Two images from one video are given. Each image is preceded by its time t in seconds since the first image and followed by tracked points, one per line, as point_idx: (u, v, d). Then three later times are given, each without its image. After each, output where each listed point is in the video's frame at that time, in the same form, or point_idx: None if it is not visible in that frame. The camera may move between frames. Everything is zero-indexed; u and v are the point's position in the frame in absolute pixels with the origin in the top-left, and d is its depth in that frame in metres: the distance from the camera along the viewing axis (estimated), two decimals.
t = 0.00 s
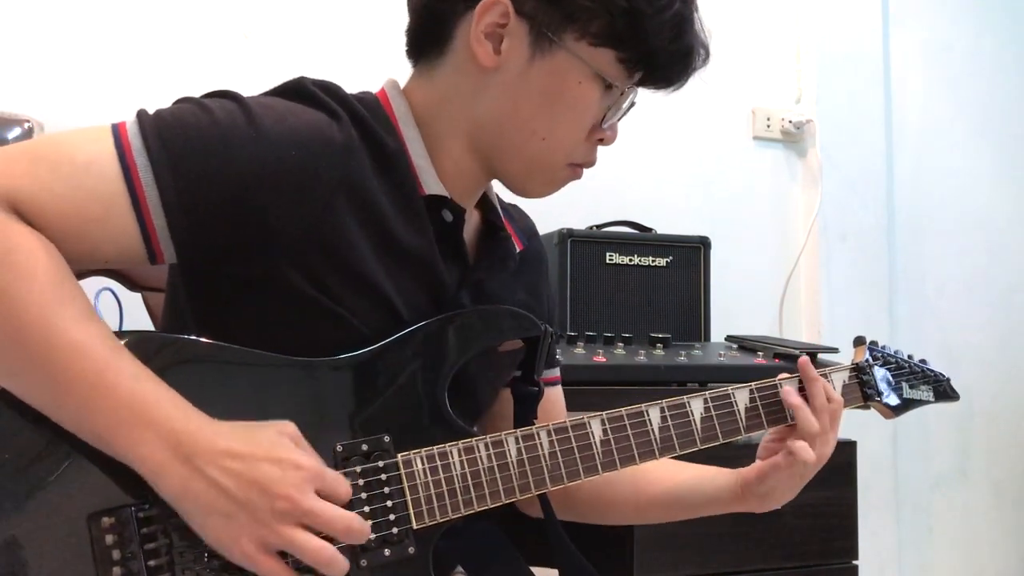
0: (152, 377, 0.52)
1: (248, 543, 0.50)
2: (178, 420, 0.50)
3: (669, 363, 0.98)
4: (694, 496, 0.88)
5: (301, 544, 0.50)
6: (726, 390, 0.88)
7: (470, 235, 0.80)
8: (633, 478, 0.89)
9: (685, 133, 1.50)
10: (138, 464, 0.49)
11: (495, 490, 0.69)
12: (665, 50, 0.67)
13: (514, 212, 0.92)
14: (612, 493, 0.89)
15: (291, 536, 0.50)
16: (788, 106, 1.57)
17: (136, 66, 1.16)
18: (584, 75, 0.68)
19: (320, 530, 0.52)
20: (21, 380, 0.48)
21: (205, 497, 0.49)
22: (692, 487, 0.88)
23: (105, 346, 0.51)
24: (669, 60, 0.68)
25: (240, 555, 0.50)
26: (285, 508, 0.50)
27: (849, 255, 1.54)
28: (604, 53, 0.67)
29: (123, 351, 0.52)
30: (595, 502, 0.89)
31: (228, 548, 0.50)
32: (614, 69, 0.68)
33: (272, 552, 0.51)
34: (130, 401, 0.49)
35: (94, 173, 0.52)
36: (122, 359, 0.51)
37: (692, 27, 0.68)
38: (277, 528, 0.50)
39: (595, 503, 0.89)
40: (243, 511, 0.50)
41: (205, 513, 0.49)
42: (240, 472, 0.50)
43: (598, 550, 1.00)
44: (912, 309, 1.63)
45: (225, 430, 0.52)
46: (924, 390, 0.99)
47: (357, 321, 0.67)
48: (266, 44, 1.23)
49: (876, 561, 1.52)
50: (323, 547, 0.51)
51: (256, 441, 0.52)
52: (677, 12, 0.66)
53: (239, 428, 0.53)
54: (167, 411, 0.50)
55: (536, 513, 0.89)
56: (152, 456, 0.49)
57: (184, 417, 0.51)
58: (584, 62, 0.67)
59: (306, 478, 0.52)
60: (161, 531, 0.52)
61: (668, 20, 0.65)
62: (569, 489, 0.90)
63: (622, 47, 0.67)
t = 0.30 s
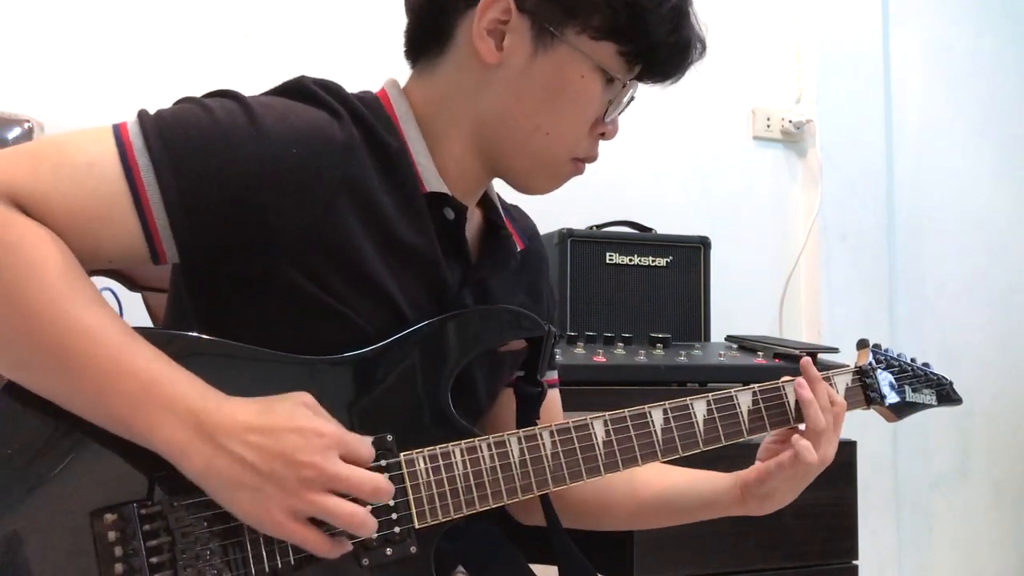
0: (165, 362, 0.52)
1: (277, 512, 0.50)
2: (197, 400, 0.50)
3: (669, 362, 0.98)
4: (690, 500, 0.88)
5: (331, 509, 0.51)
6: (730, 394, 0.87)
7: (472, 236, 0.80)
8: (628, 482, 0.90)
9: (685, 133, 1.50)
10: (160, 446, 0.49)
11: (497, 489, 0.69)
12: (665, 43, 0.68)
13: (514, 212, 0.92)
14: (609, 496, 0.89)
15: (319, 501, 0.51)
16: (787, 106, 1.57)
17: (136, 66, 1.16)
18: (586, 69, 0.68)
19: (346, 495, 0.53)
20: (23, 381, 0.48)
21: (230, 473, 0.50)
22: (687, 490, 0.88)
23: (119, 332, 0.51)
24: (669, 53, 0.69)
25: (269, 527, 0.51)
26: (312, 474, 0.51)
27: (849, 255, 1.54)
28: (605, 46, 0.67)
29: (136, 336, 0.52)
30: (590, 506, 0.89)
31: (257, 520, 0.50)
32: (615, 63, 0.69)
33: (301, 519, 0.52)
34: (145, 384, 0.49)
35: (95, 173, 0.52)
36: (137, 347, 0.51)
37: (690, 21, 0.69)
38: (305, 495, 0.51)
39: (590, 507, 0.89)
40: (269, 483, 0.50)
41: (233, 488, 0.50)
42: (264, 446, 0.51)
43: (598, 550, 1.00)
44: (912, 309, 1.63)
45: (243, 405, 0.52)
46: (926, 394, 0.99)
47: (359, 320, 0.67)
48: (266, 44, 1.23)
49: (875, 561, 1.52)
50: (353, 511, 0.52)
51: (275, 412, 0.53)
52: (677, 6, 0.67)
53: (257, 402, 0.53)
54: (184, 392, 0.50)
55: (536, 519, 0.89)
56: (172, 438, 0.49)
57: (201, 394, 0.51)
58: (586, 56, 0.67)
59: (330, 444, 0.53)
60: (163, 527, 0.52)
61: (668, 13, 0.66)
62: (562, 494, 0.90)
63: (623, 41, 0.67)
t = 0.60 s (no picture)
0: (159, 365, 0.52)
1: (268, 523, 0.51)
2: (190, 406, 0.50)
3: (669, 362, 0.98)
4: (685, 499, 0.88)
5: (320, 519, 0.51)
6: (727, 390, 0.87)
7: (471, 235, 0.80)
8: (628, 481, 0.90)
9: (685, 133, 1.50)
10: (150, 450, 0.49)
11: (497, 489, 0.69)
12: (664, 46, 0.67)
13: (514, 212, 0.92)
14: (608, 496, 0.89)
15: (309, 513, 0.51)
16: (788, 106, 1.57)
17: (137, 66, 1.16)
18: (580, 72, 0.68)
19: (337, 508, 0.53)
20: (24, 379, 0.49)
21: (221, 480, 0.50)
22: (685, 490, 0.88)
23: (113, 333, 0.50)
24: (667, 58, 0.68)
25: (260, 535, 0.51)
26: (303, 486, 0.51)
27: (849, 254, 1.54)
28: (599, 48, 0.67)
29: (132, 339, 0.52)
30: (590, 506, 0.89)
31: (248, 529, 0.50)
32: (610, 66, 0.68)
33: (291, 530, 0.52)
34: (140, 386, 0.49)
35: (95, 172, 0.52)
36: (132, 350, 0.51)
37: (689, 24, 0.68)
38: (295, 506, 0.51)
39: (589, 506, 0.89)
40: (260, 492, 0.50)
41: (223, 496, 0.50)
42: (255, 454, 0.51)
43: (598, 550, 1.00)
44: (913, 309, 1.63)
45: (237, 412, 0.52)
46: (925, 389, 0.99)
47: (359, 320, 0.67)
48: (266, 44, 1.23)
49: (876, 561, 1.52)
50: (343, 525, 0.52)
51: (269, 423, 0.53)
52: (675, 9, 0.66)
53: (252, 411, 0.53)
54: (178, 398, 0.50)
55: (535, 519, 0.89)
56: (165, 443, 0.49)
57: (194, 400, 0.51)
58: (580, 58, 0.67)
59: (320, 458, 0.53)
60: (163, 529, 0.52)
61: (664, 16, 0.65)
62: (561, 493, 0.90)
63: (618, 44, 0.67)
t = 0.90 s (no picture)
0: (162, 370, 0.52)
1: (263, 530, 0.50)
2: (195, 411, 0.50)
3: (669, 362, 0.98)
4: (690, 500, 0.88)
5: (318, 530, 0.51)
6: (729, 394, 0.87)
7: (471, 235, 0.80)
8: (635, 482, 0.89)
9: (685, 133, 1.50)
10: (156, 456, 0.49)
11: (497, 490, 0.69)
12: (662, 50, 0.66)
13: (515, 212, 0.92)
14: (616, 497, 0.89)
15: (308, 521, 0.51)
16: (788, 106, 1.57)
17: (137, 66, 1.16)
18: (574, 77, 0.67)
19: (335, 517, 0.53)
20: (26, 378, 0.49)
21: (224, 486, 0.49)
22: (692, 491, 0.88)
23: (115, 337, 0.50)
24: (666, 62, 0.67)
25: (254, 541, 0.51)
26: (304, 494, 0.51)
27: (849, 254, 1.54)
28: (593, 52, 0.66)
29: (134, 343, 0.52)
30: (596, 505, 0.89)
31: (244, 535, 0.50)
32: (606, 70, 0.68)
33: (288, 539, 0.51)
34: (142, 390, 0.49)
35: (96, 173, 0.52)
36: (134, 352, 0.51)
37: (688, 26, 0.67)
38: (294, 514, 0.51)
39: (596, 507, 0.89)
40: (258, 498, 0.50)
41: (223, 501, 0.50)
42: (259, 461, 0.50)
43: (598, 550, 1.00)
44: (913, 309, 1.63)
45: (244, 417, 0.52)
46: (926, 395, 0.99)
47: (359, 320, 0.67)
48: (266, 45, 1.23)
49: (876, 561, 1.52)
50: (340, 536, 0.52)
51: (273, 429, 0.53)
52: (674, 12, 0.65)
53: (256, 416, 0.53)
54: (181, 405, 0.50)
55: (538, 518, 0.89)
56: (169, 449, 0.49)
57: (198, 404, 0.51)
58: (574, 62, 0.67)
59: (322, 466, 0.53)
60: (164, 527, 0.52)
61: (661, 18, 0.64)
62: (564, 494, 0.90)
63: (615, 48, 0.66)
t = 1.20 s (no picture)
0: (161, 365, 0.52)
1: (272, 522, 0.51)
2: (192, 405, 0.51)
3: (669, 363, 0.98)
4: (702, 493, 0.88)
5: (324, 520, 0.52)
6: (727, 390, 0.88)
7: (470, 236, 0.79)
8: (641, 478, 0.89)
9: (685, 133, 1.50)
10: (154, 452, 0.50)
11: (497, 488, 0.69)
12: (636, 83, 0.59)
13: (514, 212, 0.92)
14: (622, 492, 0.89)
15: (315, 513, 0.52)
16: (787, 106, 1.57)
17: (137, 66, 1.16)
18: (538, 95, 0.63)
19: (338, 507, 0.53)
20: (26, 378, 0.48)
21: (224, 479, 0.50)
22: (700, 487, 0.88)
23: (113, 334, 0.51)
24: (642, 95, 0.60)
25: (263, 535, 0.51)
26: (309, 485, 0.52)
27: (849, 254, 1.54)
28: (559, 72, 0.61)
29: (134, 339, 0.53)
30: (602, 500, 0.89)
31: (252, 528, 0.51)
32: (576, 93, 0.62)
33: (296, 531, 0.52)
34: (140, 385, 0.50)
35: (97, 175, 0.52)
36: (134, 349, 0.51)
37: (673, 59, 0.59)
38: (299, 505, 0.51)
39: (601, 503, 0.89)
40: (263, 489, 0.51)
41: (223, 494, 0.50)
42: (260, 453, 0.51)
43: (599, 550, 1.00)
44: (912, 309, 1.63)
45: (238, 409, 0.53)
46: (926, 390, 0.99)
47: (358, 320, 0.67)
48: (266, 45, 1.23)
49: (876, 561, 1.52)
50: (347, 522, 0.52)
51: (272, 419, 0.53)
52: (653, 43, 0.58)
53: (255, 407, 0.54)
54: (179, 398, 0.51)
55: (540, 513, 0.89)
56: (167, 444, 0.50)
57: (196, 399, 0.51)
58: (540, 80, 0.62)
59: (324, 454, 0.54)
60: (164, 527, 0.52)
61: (636, 48, 0.58)
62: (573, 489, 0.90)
63: (584, 72, 0.60)
